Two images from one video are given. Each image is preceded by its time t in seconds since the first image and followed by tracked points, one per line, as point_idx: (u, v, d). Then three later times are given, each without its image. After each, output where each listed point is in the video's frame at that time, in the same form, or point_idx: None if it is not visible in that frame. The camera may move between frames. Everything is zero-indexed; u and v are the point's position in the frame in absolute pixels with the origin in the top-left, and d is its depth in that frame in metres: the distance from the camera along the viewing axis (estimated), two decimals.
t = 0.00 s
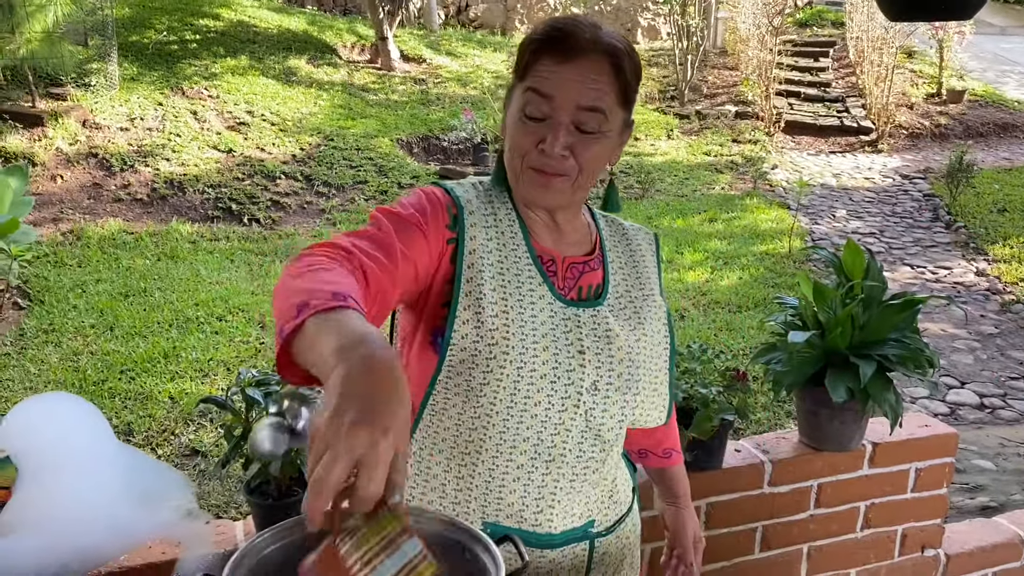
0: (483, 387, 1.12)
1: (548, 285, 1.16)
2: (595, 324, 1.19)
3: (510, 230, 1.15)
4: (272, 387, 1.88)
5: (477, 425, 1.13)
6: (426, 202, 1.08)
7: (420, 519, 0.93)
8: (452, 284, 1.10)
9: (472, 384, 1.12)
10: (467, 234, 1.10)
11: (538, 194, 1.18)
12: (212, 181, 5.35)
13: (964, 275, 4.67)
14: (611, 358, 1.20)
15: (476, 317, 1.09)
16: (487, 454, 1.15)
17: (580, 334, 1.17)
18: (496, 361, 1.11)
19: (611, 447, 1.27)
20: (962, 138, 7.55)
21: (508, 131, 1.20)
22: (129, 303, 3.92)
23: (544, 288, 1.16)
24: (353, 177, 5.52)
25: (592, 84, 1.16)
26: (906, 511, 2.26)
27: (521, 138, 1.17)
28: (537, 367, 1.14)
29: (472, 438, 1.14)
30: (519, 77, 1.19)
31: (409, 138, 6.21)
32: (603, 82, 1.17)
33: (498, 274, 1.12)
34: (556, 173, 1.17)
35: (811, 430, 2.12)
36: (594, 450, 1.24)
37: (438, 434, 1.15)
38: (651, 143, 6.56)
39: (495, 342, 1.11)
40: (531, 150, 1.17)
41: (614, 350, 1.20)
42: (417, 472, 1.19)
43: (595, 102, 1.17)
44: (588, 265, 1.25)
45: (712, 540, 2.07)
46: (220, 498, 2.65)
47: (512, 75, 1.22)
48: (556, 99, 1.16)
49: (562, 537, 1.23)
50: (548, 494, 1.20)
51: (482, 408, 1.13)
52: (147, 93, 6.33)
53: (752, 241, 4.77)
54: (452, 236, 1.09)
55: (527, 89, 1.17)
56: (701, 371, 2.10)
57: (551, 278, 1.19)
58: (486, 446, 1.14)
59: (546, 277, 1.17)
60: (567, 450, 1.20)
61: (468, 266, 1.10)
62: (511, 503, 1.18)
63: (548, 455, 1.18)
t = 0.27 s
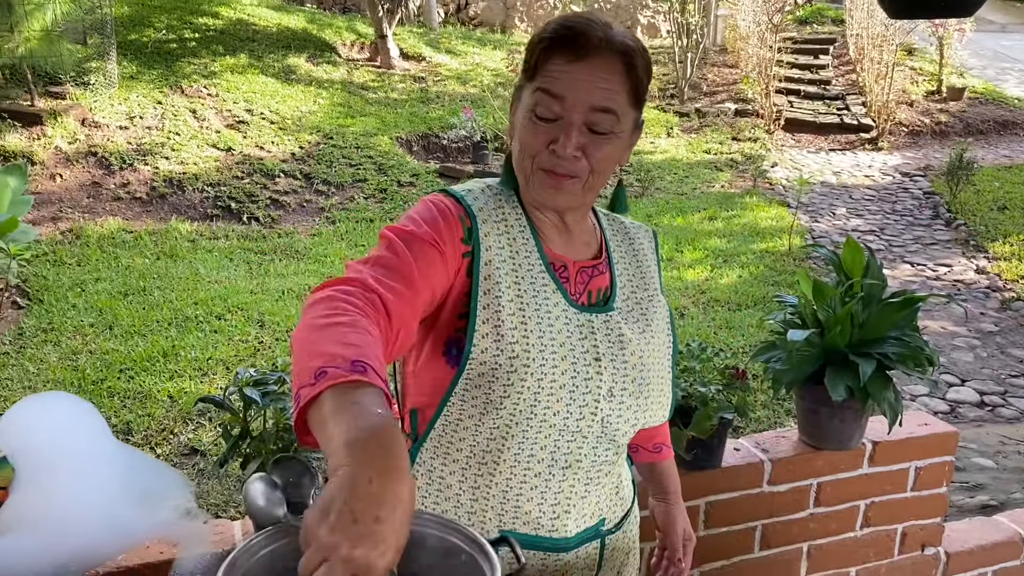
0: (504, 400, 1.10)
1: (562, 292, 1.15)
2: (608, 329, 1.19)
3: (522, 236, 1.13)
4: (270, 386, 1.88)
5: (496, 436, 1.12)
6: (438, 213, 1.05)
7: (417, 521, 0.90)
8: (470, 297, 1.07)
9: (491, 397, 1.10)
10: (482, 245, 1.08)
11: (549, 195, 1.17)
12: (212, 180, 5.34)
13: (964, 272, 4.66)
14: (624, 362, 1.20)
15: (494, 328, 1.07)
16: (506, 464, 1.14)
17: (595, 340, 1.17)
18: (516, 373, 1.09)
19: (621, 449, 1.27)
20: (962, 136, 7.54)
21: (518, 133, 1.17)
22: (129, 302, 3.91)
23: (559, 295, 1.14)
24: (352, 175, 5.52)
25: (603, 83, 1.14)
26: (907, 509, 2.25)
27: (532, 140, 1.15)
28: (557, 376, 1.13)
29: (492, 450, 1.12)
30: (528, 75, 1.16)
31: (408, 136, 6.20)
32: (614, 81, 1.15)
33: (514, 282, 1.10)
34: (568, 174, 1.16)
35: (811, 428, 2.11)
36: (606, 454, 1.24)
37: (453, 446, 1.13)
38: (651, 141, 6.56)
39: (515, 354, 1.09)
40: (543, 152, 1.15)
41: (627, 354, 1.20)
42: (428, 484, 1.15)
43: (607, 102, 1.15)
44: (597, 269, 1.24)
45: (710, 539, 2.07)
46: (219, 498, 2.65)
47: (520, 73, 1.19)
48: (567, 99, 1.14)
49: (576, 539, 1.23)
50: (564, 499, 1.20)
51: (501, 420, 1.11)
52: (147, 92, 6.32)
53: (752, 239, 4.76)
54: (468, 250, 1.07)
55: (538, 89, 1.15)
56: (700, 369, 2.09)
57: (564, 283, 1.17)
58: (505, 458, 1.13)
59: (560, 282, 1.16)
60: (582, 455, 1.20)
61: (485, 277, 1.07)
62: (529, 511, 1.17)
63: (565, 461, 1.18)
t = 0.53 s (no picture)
0: (507, 406, 1.09)
1: (564, 296, 1.14)
2: (609, 332, 1.19)
3: (523, 239, 1.12)
4: (266, 386, 1.88)
5: (498, 442, 1.11)
6: (437, 219, 1.03)
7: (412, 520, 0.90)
8: (472, 303, 1.06)
9: (494, 404, 1.09)
10: (484, 249, 1.06)
11: (549, 195, 1.16)
12: (208, 178, 5.33)
13: (960, 269, 4.67)
14: (627, 365, 1.20)
15: (497, 334, 1.06)
16: (508, 469, 1.13)
17: (597, 343, 1.16)
18: (520, 379, 1.08)
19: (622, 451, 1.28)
20: (958, 133, 7.56)
21: (517, 133, 1.16)
22: (125, 302, 3.91)
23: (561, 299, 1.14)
24: (349, 174, 5.51)
25: (603, 81, 1.13)
26: (904, 506, 2.26)
27: (531, 139, 1.14)
28: (560, 382, 1.12)
29: (494, 455, 1.12)
30: (527, 73, 1.15)
31: (405, 135, 6.20)
32: (614, 78, 1.14)
33: (516, 286, 1.09)
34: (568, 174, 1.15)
35: (808, 426, 2.11)
36: (607, 456, 1.24)
37: (455, 451, 1.12)
38: (647, 139, 6.56)
39: (518, 360, 1.08)
40: (543, 152, 1.14)
41: (629, 357, 1.20)
42: (428, 489, 1.14)
43: (606, 100, 1.14)
44: (597, 270, 1.24)
45: (706, 536, 2.07)
46: (216, 497, 2.64)
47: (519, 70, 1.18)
48: (567, 97, 1.13)
49: (578, 541, 1.24)
50: (566, 502, 1.20)
51: (504, 426, 1.10)
52: (142, 91, 6.31)
53: (749, 237, 4.76)
54: (470, 257, 1.05)
55: (537, 87, 1.14)
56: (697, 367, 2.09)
57: (566, 287, 1.17)
58: (507, 464, 1.12)
59: (562, 286, 1.15)
60: (584, 458, 1.20)
61: (487, 283, 1.06)
62: (530, 515, 1.17)
63: (566, 465, 1.18)
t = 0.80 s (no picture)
0: (502, 411, 1.09)
1: (557, 298, 1.14)
2: (604, 334, 1.19)
3: (516, 242, 1.12)
4: (260, 386, 1.87)
5: (494, 446, 1.11)
6: (430, 225, 1.03)
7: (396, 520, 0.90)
8: (466, 307, 1.06)
9: (489, 408, 1.09)
10: (477, 253, 1.06)
11: (543, 196, 1.16)
12: (202, 178, 5.32)
13: (954, 267, 4.68)
14: (622, 367, 1.20)
15: (492, 338, 1.06)
16: (504, 473, 1.13)
17: (592, 345, 1.16)
18: (515, 383, 1.08)
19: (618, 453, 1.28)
20: (952, 131, 7.57)
21: (510, 135, 1.17)
22: (119, 302, 3.89)
23: (556, 301, 1.14)
24: (343, 173, 5.50)
25: (595, 81, 1.13)
26: (897, 504, 2.26)
27: (524, 140, 1.14)
28: (555, 385, 1.12)
29: (490, 460, 1.12)
30: (519, 74, 1.15)
31: (399, 133, 6.19)
32: (606, 78, 1.14)
33: (510, 289, 1.09)
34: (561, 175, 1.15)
35: (801, 424, 2.12)
36: (602, 458, 1.24)
37: (451, 455, 1.12)
38: (642, 137, 6.56)
39: (514, 364, 1.08)
40: (536, 153, 1.14)
41: (624, 359, 1.20)
42: (424, 494, 1.14)
43: (598, 100, 1.14)
44: (591, 272, 1.24)
45: (701, 535, 2.07)
46: (210, 497, 2.63)
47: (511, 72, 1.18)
48: (558, 97, 1.13)
49: (574, 544, 1.24)
50: (563, 505, 1.20)
51: (500, 430, 1.10)
52: (136, 90, 6.30)
53: (743, 235, 4.76)
54: (464, 262, 1.05)
55: (529, 87, 1.14)
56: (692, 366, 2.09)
57: (560, 289, 1.17)
58: (503, 469, 1.12)
59: (556, 289, 1.15)
60: (580, 460, 1.20)
61: (481, 287, 1.06)
62: (527, 519, 1.17)
63: (563, 468, 1.18)
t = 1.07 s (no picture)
0: (494, 405, 1.09)
1: (549, 291, 1.14)
2: (596, 328, 1.19)
3: (507, 235, 1.12)
4: (254, 385, 1.88)
5: (487, 441, 1.11)
6: (420, 214, 1.03)
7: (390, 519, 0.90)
8: (457, 299, 1.05)
9: (482, 402, 1.08)
10: (466, 246, 1.06)
11: (533, 190, 1.16)
12: (196, 177, 5.31)
13: (948, 264, 4.69)
14: (614, 360, 1.20)
15: (483, 330, 1.06)
16: (497, 468, 1.13)
17: (585, 339, 1.16)
18: (507, 377, 1.08)
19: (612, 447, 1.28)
20: (946, 128, 7.59)
21: (499, 127, 1.17)
22: (113, 302, 3.88)
23: (548, 295, 1.14)
24: (338, 172, 5.50)
25: (584, 72, 1.13)
26: (891, 500, 2.27)
27: (514, 132, 1.14)
28: (547, 377, 1.11)
29: (484, 454, 1.11)
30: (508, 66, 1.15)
31: (394, 132, 6.19)
32: (595, 69, 1.14)
33: (501, 282, 1.09)
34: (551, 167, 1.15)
35: (796, 421, 2.12)
36: (596, 452, 1.24)
37: (445, 451, 1.11)
38: (636, 135, 6.56)
39: (505, 356, 1.07)
40: (525, 145, 1.14)
41: (616, 352, 1.20)
42: (419, 490, 1.13)
43: (587, 91, 1.14)
44: (583, 266, 1.24)
45: (696, 532, 2.07)
46: (205, 497, 2.63)
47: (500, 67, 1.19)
48: (548, 89, 1.13)
49: (569, 540, 1.24)
50: (557, 501, 1.20)
51: (493, 425, 1.10)
52: (130, 89, 6.28)
53: (738, 233, 4.76)
54: (453, 253, 1.05)
55: (518, 80, 1.14)
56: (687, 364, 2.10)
57: (552, 283, 1.17)
58: (497, 463, 1.12)
59: (547, 282, 1.15)
60: (573, 455, 1.20)
61: (471, 280, 1.06)
62: (522, 515, 1.17)
63: (557, 463, 1.18)
